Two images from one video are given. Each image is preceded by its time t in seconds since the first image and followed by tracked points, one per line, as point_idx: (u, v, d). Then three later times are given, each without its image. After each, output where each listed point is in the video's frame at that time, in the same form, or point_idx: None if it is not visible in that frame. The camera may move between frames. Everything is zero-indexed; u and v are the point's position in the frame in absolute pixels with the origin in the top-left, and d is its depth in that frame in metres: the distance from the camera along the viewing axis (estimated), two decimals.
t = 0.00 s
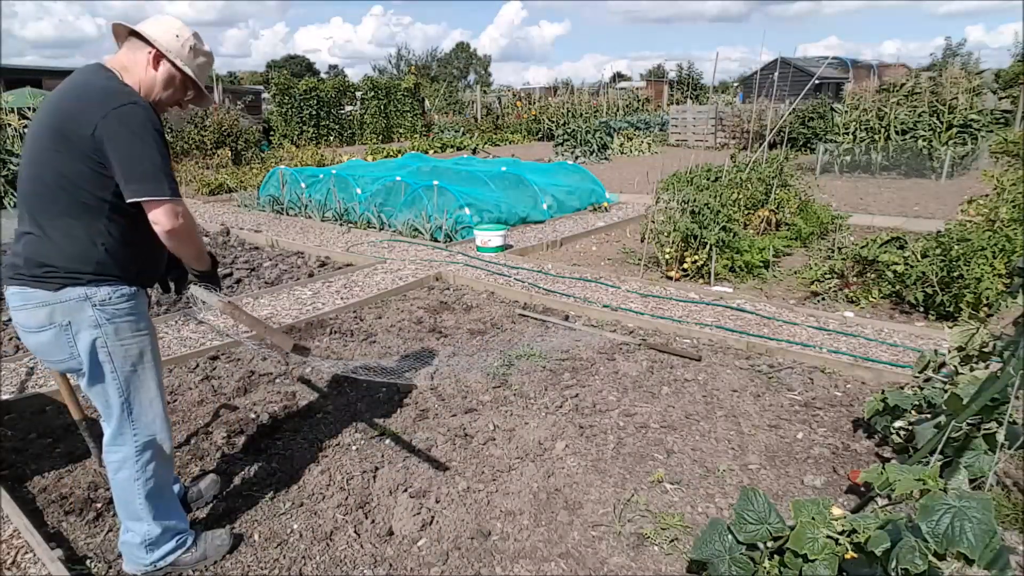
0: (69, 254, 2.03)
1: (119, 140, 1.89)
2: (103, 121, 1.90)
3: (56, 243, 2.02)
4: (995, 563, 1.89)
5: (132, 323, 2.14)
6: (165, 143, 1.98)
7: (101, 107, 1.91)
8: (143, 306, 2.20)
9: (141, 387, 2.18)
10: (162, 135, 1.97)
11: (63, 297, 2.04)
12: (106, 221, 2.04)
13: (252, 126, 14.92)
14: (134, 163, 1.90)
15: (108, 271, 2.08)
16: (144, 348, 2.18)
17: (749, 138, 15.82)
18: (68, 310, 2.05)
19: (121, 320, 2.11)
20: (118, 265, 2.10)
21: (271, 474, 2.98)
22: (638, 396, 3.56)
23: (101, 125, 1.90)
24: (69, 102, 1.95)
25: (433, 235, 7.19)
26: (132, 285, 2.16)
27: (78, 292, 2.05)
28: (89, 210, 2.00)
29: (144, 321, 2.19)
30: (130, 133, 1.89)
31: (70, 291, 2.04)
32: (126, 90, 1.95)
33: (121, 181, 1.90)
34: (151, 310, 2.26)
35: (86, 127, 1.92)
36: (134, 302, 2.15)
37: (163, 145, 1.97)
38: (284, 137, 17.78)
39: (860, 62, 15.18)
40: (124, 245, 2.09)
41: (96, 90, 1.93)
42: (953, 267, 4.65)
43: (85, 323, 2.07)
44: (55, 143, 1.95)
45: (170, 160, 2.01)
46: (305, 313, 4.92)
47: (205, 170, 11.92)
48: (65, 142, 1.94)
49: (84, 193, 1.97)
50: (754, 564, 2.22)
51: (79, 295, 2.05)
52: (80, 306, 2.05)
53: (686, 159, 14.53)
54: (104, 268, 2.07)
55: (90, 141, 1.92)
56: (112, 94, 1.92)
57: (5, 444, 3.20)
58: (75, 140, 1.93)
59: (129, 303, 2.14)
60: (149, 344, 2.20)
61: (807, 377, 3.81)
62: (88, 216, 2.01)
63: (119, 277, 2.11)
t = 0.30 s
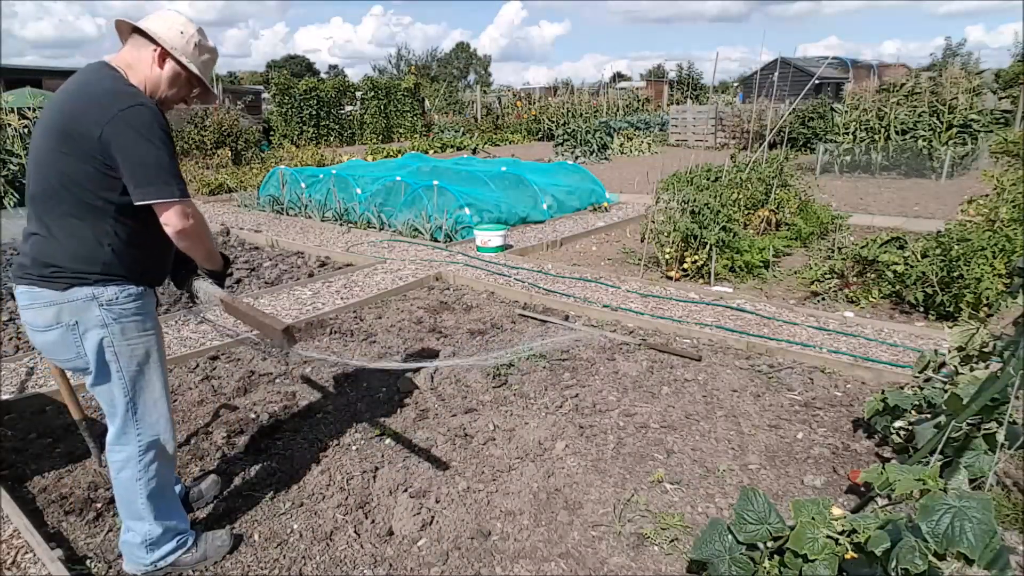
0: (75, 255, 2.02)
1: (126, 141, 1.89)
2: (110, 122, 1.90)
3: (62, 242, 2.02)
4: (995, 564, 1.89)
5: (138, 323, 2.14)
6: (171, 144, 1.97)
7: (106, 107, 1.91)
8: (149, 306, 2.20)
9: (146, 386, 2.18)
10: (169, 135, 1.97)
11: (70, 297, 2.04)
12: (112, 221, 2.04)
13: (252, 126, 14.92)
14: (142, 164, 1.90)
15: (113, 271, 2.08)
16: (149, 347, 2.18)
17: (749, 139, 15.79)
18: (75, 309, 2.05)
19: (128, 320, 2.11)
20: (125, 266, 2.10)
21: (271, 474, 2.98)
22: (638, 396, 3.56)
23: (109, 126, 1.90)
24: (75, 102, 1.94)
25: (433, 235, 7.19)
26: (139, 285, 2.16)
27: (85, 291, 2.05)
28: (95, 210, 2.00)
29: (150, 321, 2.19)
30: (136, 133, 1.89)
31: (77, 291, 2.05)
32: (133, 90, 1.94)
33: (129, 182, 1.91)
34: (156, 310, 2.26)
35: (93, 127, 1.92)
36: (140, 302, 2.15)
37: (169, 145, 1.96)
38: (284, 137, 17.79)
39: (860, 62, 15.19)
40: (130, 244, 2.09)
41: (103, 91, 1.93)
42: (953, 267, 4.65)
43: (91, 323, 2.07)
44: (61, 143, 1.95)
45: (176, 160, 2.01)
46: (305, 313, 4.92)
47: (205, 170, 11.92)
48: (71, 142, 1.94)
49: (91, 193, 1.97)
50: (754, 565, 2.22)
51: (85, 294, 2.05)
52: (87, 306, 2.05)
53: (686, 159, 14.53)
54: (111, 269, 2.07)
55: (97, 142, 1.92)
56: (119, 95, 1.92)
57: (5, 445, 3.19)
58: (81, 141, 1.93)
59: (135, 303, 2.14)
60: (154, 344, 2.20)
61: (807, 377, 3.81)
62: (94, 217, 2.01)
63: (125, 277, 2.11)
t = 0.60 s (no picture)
0: (86, 254, 2.02)
1: (136, 140, 1.89)
2: (122, 121, 1.90)
3: (73, 242, 2.02)
4: (996, 564, 1.89)
5: (147, 322, 2.14)
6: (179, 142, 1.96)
7: (117, 107, 1.91)
8: (159, 305, 2.20)
9: (154, 385, 2.19)
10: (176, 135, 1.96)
11: (81, 296, 2.04)
12: (123, 220, 2.04)
13: (252, 126, 14.92)
14: (152, 163, 1.89)
15: (124, 270, 2.08)
16: (159, 347, 2.18)
17: (749, 138, 15.80)
18: (87, 309, 2.05)
19: (138, 320, 2.11)
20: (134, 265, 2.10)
21: (271, 474, 2.98)
22: (637, 396, 3.56)
23: (121, 127, 1.90)
24: (86, 102, 1.94)
25: (433, 235, 7.19)
26: (149, 284, 2.16)
27: (96, 291, 2.05)
28: (107, 210, 2.00)
29: (159, 320, 2.19)
30: (146, 132, 1.89)
31: (88, 290, 2.04)
32: (144, 90, 1.94)
33: (136, 181, 1.90)
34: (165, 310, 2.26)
35: (104, 127, 1.91)
36: (151, 302, 2.15)
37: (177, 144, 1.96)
38: (284, 137, 17.79)
39: (859, 62, 15.18)
40: (140, 242, 2.09)
41: (114, 90, 1.93)
42: (953, 267, 4.65)
43: (103, 322, 2.07)
44: (72, 143, 1.95)
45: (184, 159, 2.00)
46: (305, 313, 4.92)
47: (205, 170, 11.92)
48: (82, 142, 1.94)
49: (102, 192, 1.97)
50: (754, 564, 2.22)
51: (97, 294, 2.05)
52: (98, 305, 2.05)
53: (686, 159, 14.53)
54: (122, 268, 2.07)
55: (110, 142, 1.92)
56: (130, 95, 1.92)
57: (5, 444, 3.19)
58: (92, 140, 1.93)
59: (145, 302, 2.14)
60: (164, 344, 2.20)
61: (807, 377, 3.81)
62: (106, 216, 2.01)
63: (135, 276, 2.11)
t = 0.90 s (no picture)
0: (96, 253, 2.02)
1: (148, 139, 1.89)
2: (132, 121, 1.90)
3: (83, 241, 2.02)
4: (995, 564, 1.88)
5: (155, 321, 2.15)
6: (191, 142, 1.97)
7: (129, 107, 1.91)
8: (166, 305, 2.20)
9: (161, 384, 2.19)
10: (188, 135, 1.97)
11: (91, 296, 2.04)
12: (132, 220, 2.04)
13: (252, 126, 14.92)
14: (164, 163, 1.90)
15: (133, 270, 2.08)
16: (167, 347, 2.19)
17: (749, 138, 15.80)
18: (96, 308, 2.05)
19: (147, 319, 2.12)
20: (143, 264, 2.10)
21: (271, 475, 2.98)
22: (637, 396, 3.56)
23: (131, 126, 1.90)
24: (97, 102, 1.94)
25: (433, 235, 7.19)
26: (157, 284, 2.16)
27: (106, 290, 2.05)
28: (116, 209, 2.00)
29: (166, 319, 2.19)
30: (158, 132, 1.90)
31: (98, 290, 2.04)
32: (155, 91, 1.95)
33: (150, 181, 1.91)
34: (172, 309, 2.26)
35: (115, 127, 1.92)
36: (158, 302, 2.15)
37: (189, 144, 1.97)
38: (284, 137, 17.79)
39: (860, 62, 15.17)
40: (149, 242, 2.09)
41: (126, 90, 1.93)
42: (953, 267, 4.65)
43: (112, 321, 2.07)
44: (83, 143, 1.95)
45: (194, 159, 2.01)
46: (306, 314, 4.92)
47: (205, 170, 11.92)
48: (93, 141, 1.94)
49: (112, 192, 1.97)
50: (754, 564, 2.22)
51: (106, 293, 2.05)
52: (107, 304, 2.05)
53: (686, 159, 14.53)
54: (130, 267, 2.07)
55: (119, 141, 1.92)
56: (141, 94, 1.92)
57: (5, 444, 3.19)
58: (103, 140, 1.93)
59: (153, 301, 2.14)
60: (171, 344, 2.20)
61: (807, 377, 3.82)
62: (115, 216, 2.01)
63: (143, 276, 2.11)
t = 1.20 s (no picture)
0: (105, 253, 2.02)
1: (163, 141, 1.91)
2: (145, 123, 1.91)
3: (91, 240, 2.01)
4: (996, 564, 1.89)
5: (159, 320, 2.15)
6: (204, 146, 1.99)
7: (142, 108, 1.92)
8: (170, 304, 2.20)
9: (163, 383, 2.19)
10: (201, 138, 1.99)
11: (97, 294, 2.04)
12: (140, 219, 2.04)
13: (252, 126, 14.92)
14: (178, 166, 1.92)
15: (140, 269, 2.09)
16: (170, 346, 2.19)
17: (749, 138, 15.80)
18: (101, 306, 2.05)
19: (150, 318, 2.12)
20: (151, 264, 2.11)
21: (271, 474, 2.98)
22: (637, 396, 3.56)
23: (143, 127, 1.91)
24: (108, 102, 1.94)
25: (433, 235, 7.19)
26: (161, 283, 2.17)
27: (111, 288, 2.05)
28: (124, 209, 2.01)
29: (170, 318, 2.19)
30: (172, 135, 1.91)
31: (104, 288, 2.04)
32: (168, 94, 1.96)
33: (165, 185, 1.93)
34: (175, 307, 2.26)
35: (127, 127, 1.92)
36: (162, 301, 2.16)
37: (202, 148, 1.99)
38: (284, 137, 17.78)
39: (860, 62, 15.17)
40: (156, 242, 2.10)
41: (139, 92, 1.93)
42: (952, 267, 4.65)
43: (116, 320, 2.07)
44: (93, 142, 1.95)
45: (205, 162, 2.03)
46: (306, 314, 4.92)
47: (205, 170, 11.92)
48: (104, 141, 1.94)
49: (122, 191, 1.97)
50: (754, 565, 2.22)
51: (111, 291, 2.05)
52: (112, 303, 2.05)
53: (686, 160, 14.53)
54: (137, 267, 2.08)
55: (131, 141, 1.93)
56: (155, 97, 1.93)
57: (5, 444, 3.19)
58: (114, 139, 1.93)
59: (157, 300, 2.14)
60: (173, 343, 2.21)
61: (806, 377, 3.82)
62: (123, 216, 2.02)
63: (149, 276, 2.12)
